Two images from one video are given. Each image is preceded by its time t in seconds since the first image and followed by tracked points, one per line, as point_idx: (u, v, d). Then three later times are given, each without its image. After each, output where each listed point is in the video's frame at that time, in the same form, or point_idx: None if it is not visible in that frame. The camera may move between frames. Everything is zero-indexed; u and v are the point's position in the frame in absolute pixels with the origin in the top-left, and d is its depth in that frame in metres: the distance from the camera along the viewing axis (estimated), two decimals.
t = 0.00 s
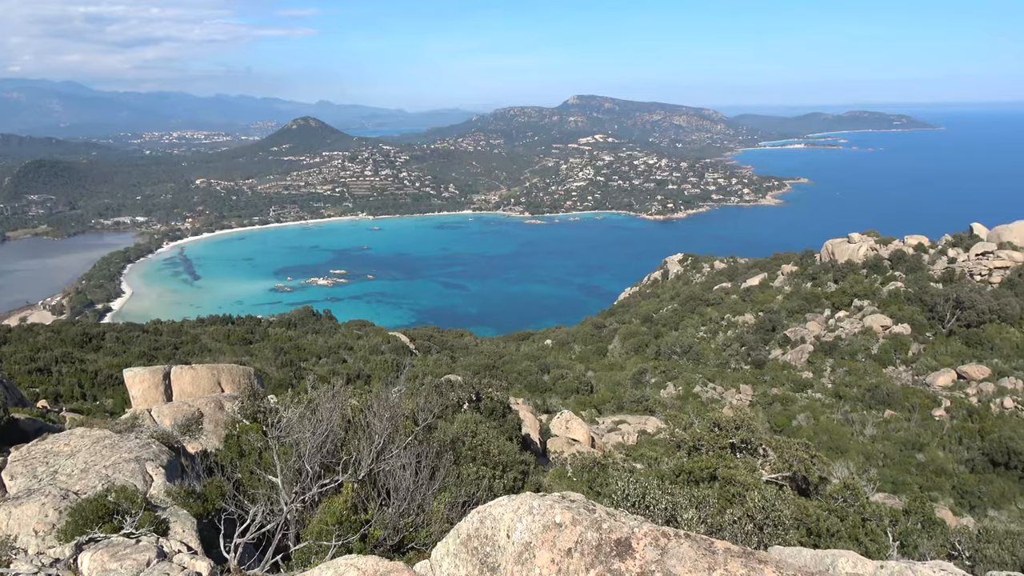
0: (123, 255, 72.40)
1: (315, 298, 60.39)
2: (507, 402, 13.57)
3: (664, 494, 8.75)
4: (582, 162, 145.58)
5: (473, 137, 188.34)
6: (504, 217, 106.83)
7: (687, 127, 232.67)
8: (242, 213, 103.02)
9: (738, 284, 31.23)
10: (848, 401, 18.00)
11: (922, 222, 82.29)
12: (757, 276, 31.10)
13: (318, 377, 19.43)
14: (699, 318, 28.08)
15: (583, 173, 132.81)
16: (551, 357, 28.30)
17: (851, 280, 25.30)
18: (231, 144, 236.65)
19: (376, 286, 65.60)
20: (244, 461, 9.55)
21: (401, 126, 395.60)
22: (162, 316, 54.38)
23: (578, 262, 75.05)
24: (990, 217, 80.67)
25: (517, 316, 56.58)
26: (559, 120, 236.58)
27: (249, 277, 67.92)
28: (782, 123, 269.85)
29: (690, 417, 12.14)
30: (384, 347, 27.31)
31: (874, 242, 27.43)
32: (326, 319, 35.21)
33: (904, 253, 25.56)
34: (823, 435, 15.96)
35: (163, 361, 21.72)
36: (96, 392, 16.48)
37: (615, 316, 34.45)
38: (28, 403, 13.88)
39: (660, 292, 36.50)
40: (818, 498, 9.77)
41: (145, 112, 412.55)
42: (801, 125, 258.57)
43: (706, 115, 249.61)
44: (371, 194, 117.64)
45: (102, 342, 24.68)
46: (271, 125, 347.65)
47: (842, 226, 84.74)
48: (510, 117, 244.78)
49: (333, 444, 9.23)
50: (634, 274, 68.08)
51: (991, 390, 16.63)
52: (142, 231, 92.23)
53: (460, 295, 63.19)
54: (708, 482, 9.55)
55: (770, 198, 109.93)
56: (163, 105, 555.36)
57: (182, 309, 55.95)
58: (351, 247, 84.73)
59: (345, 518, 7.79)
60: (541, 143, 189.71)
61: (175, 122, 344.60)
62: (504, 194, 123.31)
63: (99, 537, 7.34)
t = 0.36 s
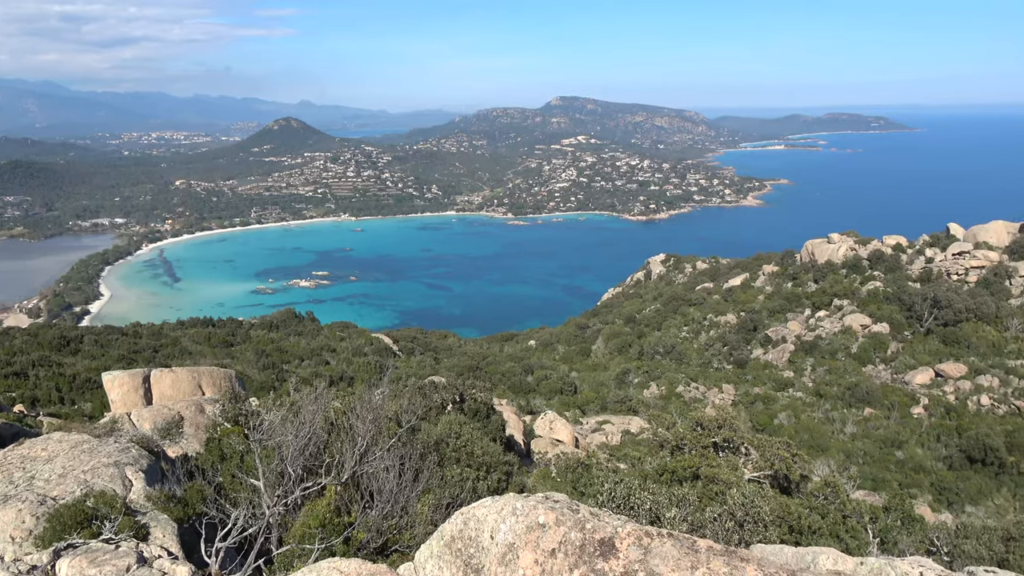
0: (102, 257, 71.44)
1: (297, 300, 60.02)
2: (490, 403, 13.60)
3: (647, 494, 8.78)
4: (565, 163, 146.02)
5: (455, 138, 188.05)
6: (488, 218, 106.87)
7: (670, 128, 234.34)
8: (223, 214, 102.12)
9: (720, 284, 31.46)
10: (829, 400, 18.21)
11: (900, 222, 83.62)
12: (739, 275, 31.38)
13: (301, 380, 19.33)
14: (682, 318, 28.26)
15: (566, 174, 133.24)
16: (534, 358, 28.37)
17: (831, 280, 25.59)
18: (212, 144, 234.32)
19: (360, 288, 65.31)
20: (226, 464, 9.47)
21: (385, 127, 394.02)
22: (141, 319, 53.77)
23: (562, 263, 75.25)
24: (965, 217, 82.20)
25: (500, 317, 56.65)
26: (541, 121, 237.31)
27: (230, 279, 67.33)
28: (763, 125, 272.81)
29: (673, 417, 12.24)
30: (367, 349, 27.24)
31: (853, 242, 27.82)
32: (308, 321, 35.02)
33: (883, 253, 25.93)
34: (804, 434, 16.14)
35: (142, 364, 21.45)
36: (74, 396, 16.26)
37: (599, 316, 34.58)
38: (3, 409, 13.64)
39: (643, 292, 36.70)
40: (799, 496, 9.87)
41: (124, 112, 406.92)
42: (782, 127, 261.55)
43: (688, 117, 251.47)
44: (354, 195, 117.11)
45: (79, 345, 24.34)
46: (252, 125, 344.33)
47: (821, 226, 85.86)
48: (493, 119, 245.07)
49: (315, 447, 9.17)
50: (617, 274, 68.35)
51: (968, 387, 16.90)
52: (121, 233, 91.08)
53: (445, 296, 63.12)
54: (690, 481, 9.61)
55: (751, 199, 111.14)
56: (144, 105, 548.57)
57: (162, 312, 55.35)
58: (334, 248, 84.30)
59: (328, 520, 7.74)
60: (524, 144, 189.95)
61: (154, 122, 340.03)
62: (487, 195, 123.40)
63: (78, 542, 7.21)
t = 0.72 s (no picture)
0: (79, 259, 70.47)
1: (280, 302, 59.64)
2: (474, 404, 13.61)
3: (630, 494, 8.82)
4: (549, 163, 146.40)
5: (438, 139, 187.89)
6: (472, 219, 106.89)
7: (652, 129, 235.90)
8: (203, 215, 101.20)
9: (703, 284, 31.67)
10: (811, 398, 18.38)
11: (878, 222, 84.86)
12: (722, 275, 31.61)
13: (283, 382, 19.21)
14: (665, 319, 28.42)
15: (549, 175, 133.65)
16: (518, 359, 28.42)
17: (811, 280, 25.86)
18: (192, 145, 231.84)
19: (344, 290, 65.05)
20: (207, 468, 9.39)
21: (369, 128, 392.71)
22: (121, 321, 53.14)
23: (545, 263, 75.44)
24: (940, 217, 83.64)
25: (484, 317, 56.69)
26: (525, 122, 237.91)
27: (211, 281, 66.77)
28: (745, 126, 275.60)
29: (656, 417, 12.32)
30: (350, 350, 27.12)
31: (834, 242, 28.12)
32: (291, 323, 34.83)
33: (862, 253, 26.20)
34: (786, 432, 16.33)
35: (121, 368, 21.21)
36: (51, 399, 16.03)
37: (583, 317, 34.68)
38: None
39: (626, 292, 36.89)
40: (781, 494, 9.96)
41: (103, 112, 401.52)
42: (764, 128, 264.33)
43: (671, 118, 253.34)
44: (336, 196, 116.67)
45: (57, 348, 24.01)
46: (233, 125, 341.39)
47: (802, 226, 86.72)
48: (476, 120, 245.42)
49: (298, 450, 9.11)
50: (601, 275, 68.60)
51: (946, 385, 17.16)
52: (99, 234, 89.89)
53: (429, 298, 63.02)
54: (674, 481, 9.67)
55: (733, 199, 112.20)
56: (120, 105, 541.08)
57: (141, 314, 54.72)
58: (317, 250, 83.83)
59: (311, 523, 7.68)
60: (507, 144, 190.31)
61: (134, 122, 335.72)
62: (471, 196, 123.45)
63: (54, 548, 7.07)
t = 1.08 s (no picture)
0: (58, 261, 69.49)
1: (263, 303, 59.32)
2: (459, 406, 13.63)
3: (615, 494, 8.86)
4: (533, 164, 146.69)
5: (422, 140, 187.78)
6: (456, 220, 106.88)
7: (636, 130, 237.08)
8: (184, 216, 100.38)
9: (686, 284, 31.86)
10: (793, 397, 18.56)
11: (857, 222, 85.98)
12: (705, 275, 31.83)
13: (265, 385, 19.11)
14: (649, 319, 28.55)
15: (533, 175, 133.94)
16: (502, 359, 28.47)
17: (793, 280, 26.10)
18: (172, 145, 229.26)
19: (328, 291, 64.80)
20: (189, 472, 9.32)
21: (354, 129, 391.21)
22: (101, 323, 52.60)
23: (528, 264, 75.59)
24: (918, 217, 84.97)
25: (468, 318, 56.66)
26: (509, 123, 238.31)
27: (193, 283, 66.24)
28: (729, 127, 277.83)
29: (640, 417, 12.42)
30: (334, 352, 27.05)
31: (815, 243, 28.43)
32: (273, 325, 34.67)
33: (843, 253, 26.50)
34: (769, 431, 16.50)
35: (101, 370, 20.99)
36: (29, 404, 15.82)
37: (567, 317, 34.77)
38: None
39: (611, 292, 37.06)
40: (764, 493, 10.05)
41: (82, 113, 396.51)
42: (747, 129, 266.57)
43: (654, 119, 254.79)
44: (320, 197, 116.23)
45: (35, 352, 23.71)
46: (215, 125, 338.47)
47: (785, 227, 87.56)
48: (459, 121, 245.62)
49: (281, 452, 9.06)
50: (585, 275, 68.79)
51: (927, 383, 17.38)
52: (78, 236, 88.69)
53: (413, 299, 62.94)
54: (658, 481, 9.74)
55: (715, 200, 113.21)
56: (101, 105, 534.90)
57: (122, 316, 54.20)
58: (300, 251, 83.48)
59: (295, 526, 7.65)
60: (491, 145, 190.51)
61: (113, 122, 331.28)
62: (455, 196, 123.51)
63: (33, 554, 6.95)
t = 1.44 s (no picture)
0: (37, 263, 68.52)
1: (246, 305, 58.97)
2: (445, 407, 13.63)
3: (601, 494, 8.87)
4: (518, 165, 146.82)
5: (406, 141, 187.28)
6: (440, 221, 106.86)
7: (620, 131, 237.99)
8: (166, 218, 99.66)
9: (671, 284, 32.06)
10: (777, 396, 18.71)
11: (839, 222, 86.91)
12: (690, 276, 32.02)
13: (248, 387, 19.01)
14: (634, 319, 28.68)
15: (518, 176, 134.10)
16: (487, 360, 28.51)
17: (777, 280, 26.33)
18: (152, 146, 226.51)
19: (312, 292, 64.56)
20: (171, 475, 9.25)
21: (340, 129, 389.39)
22: (81, 326, 52.04)
23: (512, 265, 75.68)
24: (898, 217, 86.14)
25: (453, 319, 56.61)
26: (493, 124, 238.54)
27: (175, 284, 65.73)
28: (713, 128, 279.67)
29: (626, 418, 12.48)
30: (318, 354, 26.94)
31: (799, 243, 28.70)
32: (256, 327, 34.49)
33: (826, 253, 26.77)
34: (754, 430, 16.64)
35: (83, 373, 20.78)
36: (8, 408, 15.61)
37: (552, 318, 34.84)
38: None
39: (596, 293, 37.20)
40: (749, 492, 10.12)
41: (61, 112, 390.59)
42: (732, 130, 268.38)
43: (638, 120, 255.77)
44: (303, 198, 115.69)
45: (13, 355, 23.39)
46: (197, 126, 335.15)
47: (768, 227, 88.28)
48: (444, 121, 245.33)
49: (265, 455, 9.01)
50: (570, 276, 68.99)
51: (909, 382, 17.58)
52: (58, 237, 87.51)
53: (397, 300, 62.85)
54: (644, 480, 9.77)
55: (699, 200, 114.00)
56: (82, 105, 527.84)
57: (102, 319, 53.63)
58: (284, 252, 83.01)
59: (278, 528, 7.62)
60: (476, 146, 190.44)
61: (92, 123, 326.46)
62: (439, 197, 123.43)
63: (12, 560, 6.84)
